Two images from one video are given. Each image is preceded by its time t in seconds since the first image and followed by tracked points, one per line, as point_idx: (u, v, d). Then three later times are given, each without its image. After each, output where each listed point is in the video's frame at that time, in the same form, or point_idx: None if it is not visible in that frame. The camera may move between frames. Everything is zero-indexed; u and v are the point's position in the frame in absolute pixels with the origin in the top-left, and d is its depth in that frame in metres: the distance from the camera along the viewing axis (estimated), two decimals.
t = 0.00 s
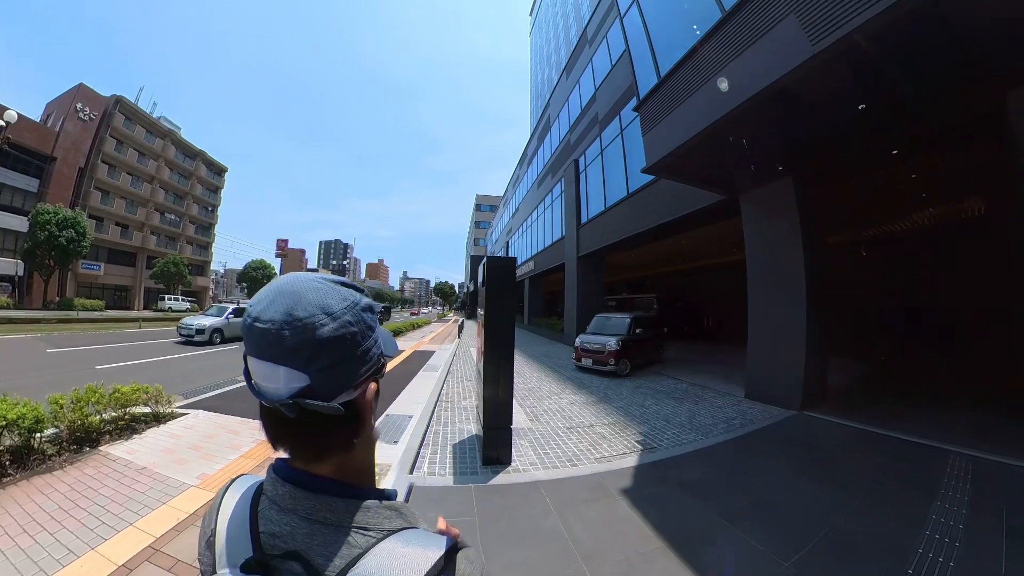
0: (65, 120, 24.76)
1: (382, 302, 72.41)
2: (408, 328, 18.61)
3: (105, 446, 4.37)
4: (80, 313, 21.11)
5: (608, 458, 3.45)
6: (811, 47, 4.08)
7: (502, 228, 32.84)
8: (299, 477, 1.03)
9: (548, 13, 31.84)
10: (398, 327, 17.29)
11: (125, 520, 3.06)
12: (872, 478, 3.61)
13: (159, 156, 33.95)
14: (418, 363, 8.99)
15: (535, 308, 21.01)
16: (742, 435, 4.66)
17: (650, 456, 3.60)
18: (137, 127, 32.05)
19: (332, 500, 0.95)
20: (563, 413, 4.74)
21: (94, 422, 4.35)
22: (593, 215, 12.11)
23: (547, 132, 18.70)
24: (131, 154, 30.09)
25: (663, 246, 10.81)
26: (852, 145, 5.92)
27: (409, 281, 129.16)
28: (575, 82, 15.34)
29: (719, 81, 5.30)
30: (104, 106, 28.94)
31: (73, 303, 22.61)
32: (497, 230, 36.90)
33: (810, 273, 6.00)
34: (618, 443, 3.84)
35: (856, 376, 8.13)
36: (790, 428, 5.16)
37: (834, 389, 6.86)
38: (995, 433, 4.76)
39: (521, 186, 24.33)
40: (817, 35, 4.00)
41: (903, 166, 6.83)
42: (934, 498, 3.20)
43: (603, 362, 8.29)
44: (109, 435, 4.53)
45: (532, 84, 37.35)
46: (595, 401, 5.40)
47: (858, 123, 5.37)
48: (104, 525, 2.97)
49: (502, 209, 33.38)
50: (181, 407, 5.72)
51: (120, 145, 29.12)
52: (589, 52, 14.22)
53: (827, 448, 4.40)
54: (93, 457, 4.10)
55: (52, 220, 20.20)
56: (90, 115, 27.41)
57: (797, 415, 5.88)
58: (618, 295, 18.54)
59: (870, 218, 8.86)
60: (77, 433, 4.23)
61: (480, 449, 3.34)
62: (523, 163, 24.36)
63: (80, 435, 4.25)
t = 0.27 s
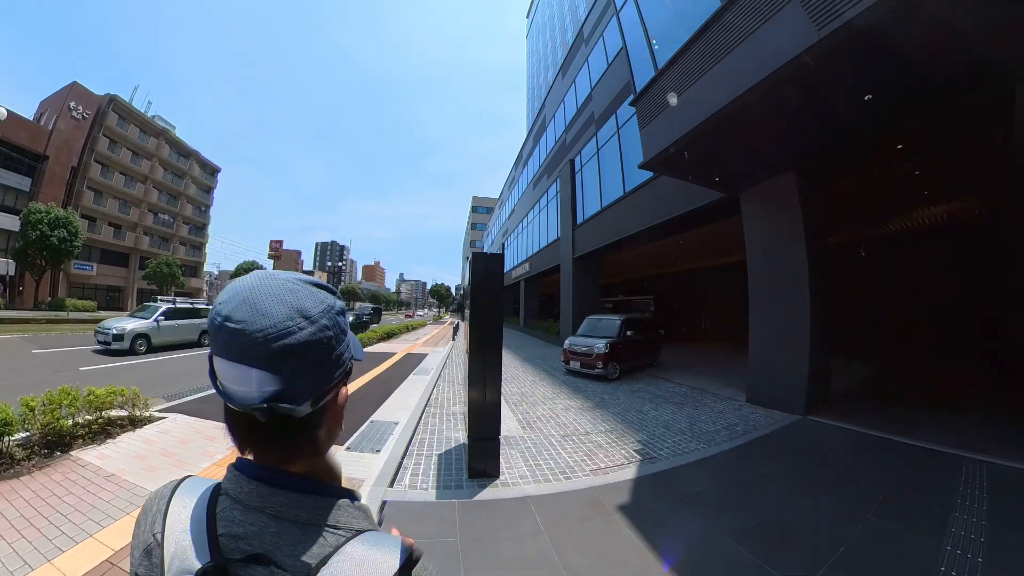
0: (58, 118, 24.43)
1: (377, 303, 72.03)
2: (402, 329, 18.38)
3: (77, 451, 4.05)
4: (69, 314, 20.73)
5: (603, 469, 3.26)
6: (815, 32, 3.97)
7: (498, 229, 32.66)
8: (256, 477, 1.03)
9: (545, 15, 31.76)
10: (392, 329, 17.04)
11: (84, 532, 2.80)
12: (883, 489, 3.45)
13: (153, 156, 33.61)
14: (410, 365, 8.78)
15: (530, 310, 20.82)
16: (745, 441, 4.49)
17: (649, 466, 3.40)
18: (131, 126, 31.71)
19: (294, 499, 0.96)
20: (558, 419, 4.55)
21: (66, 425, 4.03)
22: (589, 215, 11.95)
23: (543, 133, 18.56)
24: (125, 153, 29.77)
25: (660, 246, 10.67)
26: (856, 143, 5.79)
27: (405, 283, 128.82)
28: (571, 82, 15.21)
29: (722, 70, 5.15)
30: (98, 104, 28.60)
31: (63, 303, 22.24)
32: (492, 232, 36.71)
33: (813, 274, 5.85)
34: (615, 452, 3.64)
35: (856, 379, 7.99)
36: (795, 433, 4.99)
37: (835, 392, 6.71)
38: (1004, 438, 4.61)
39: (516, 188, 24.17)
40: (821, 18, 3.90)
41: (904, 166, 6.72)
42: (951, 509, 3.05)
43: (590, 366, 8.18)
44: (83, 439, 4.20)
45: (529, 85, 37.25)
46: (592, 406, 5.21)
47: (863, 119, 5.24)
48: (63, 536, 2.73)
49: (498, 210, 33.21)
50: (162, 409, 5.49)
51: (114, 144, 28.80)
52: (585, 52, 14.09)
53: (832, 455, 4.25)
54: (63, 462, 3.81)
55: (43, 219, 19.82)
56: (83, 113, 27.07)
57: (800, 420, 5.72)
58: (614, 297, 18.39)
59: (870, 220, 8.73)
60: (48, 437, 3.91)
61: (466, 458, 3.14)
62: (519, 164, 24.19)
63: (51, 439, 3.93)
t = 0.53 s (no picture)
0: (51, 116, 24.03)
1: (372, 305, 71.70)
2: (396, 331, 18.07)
3: (40, 460, 3.58)
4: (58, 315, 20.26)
5: (610, 484, 3.00)
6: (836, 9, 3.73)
7: (494, 230, 32.45)
8: (193, 493, 0.89)
9: (541, 15, 31.63)
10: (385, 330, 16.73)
11: (26, 555, 2.43)
12: (909, 494, 3.26)
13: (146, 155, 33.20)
14: (405, 367, 8.51)
15: (526, 312, 20.58)
16: (759, 449, 4.23)
17: (660, 480, 3.14)
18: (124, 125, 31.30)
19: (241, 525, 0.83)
20: (560, 427, 4.27)
21: (27, 430, 3.53)
22: (587, 214, 11.73)
23: (539, 132, 18.35)
24: (118, 152, 29.38)
25: (661, 245, 10.47)
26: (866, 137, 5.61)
27: (401, 285, 129.67)
28: (569, 80, 15.00)
29: (734, 53, 4.92)
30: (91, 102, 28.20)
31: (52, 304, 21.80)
32: (487, 233, 36.52)
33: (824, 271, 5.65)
34: (621, 465, 3.36)
35: (862, 381, 7.81)
36: (809, 438, 4.77)
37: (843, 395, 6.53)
38: None
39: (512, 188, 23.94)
40: None
41: (913, 163, 6.56)
42: (983, 516, 2.87)
43: (582, 369, 7.90)
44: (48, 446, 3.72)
45: (526, 86, 37.14)
46: (594, 413, 4.94)
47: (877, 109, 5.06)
48: (6, 557, 2.39)
49: (493, 211, 32.98)
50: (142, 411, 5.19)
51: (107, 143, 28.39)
52: (584, 49, 13.89)
53: (850, 460, 4.05)
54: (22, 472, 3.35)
55: (33, 217, 19.37)
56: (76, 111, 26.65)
57: (811, 425, 5.50)
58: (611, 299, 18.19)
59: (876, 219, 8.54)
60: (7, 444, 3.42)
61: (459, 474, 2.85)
62: (515, 164, 23.98)
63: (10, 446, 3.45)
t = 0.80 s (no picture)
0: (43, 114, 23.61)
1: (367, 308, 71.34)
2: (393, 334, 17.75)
3: None
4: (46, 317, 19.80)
5: (629, 510, 2.78)
6: None
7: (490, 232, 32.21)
8: (173, 508, 0.82)
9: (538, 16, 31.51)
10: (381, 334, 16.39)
11: None
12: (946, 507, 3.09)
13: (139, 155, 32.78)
14: (403, 371, 8.26)
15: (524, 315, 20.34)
16: (780, 463, 4.03)
17: (682, 504, 2.93)
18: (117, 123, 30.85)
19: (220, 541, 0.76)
20: (568, 442, 4.03)
21: None
22: (588, 215, 11.53)
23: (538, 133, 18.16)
24: (111, 152, 28.98)
25: (664, 247, 10.30)
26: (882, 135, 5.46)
27: (397, 287, 129.21)
28: (569, 80, 14.83)
29: (756, 43, 4.74)
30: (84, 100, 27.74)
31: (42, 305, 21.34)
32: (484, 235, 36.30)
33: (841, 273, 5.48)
34: (637, 487, 3.15)
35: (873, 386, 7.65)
36: (828, 448, 4.58)
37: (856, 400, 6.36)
38: None
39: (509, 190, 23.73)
40: None
41: (925, 162, 6.43)
42: None
43: (578, 376, 7.64)
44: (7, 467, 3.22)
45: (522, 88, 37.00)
46: (603, 425, 4.70)
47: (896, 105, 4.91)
48: None
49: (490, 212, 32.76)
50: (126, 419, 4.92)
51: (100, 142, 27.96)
52: (584, 49, 13.73)
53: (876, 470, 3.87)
54: None
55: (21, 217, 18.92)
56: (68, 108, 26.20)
57: (827, 433, 5.32)
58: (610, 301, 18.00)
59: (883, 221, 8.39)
60: None
61: (463, 502, 2.60)
62: (512, 166, 23.79)
63: None
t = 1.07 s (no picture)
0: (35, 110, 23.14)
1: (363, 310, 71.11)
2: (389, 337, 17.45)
3: None
4: (36, 318, 19.33)
5: (663, 536, 2.57)
6: None
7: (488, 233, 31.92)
8: None
9: (538, 17, 31.32)
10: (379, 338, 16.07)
11: None
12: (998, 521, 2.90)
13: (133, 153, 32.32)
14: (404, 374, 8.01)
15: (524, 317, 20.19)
16: (810, 475, 3.83)
17: (717, 525, 2.74)
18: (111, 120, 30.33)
19: None
20: (584, 457, 3.79)
21: None
22: (592, 216, 11.31)
23: (538, 134, 17.95)
24: (104, 149, 28.53)
25: (669, 249, 10.15)
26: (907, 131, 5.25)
27: (394, 289, 129.19)
28: (570, 79, 14.62)
29: (784, 27, 4.44)
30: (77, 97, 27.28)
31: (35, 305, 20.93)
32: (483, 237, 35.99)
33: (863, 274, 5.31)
34: (664, 508, 2.95)
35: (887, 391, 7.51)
36: (855, 456, 4.38)
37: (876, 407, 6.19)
38: None
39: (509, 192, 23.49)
40: None
41: (943, 161, 6.29)
42: None
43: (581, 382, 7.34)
44: None
45: (520, 88, 36.81)
46: (619, 435, 4.45)
47: (926, 98, 4.70)
48: None
49: (489, 214, 32.54)
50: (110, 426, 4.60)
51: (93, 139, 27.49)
52: (586, 47, 13.58)
53: (913, 480, 3.68)
54: None
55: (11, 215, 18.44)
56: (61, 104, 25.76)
57: (849, 440, 5.14)
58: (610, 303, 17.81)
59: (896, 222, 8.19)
60: None
61: (479, 535, 2.32)
62: (511, 167, 23.56)
63: None
